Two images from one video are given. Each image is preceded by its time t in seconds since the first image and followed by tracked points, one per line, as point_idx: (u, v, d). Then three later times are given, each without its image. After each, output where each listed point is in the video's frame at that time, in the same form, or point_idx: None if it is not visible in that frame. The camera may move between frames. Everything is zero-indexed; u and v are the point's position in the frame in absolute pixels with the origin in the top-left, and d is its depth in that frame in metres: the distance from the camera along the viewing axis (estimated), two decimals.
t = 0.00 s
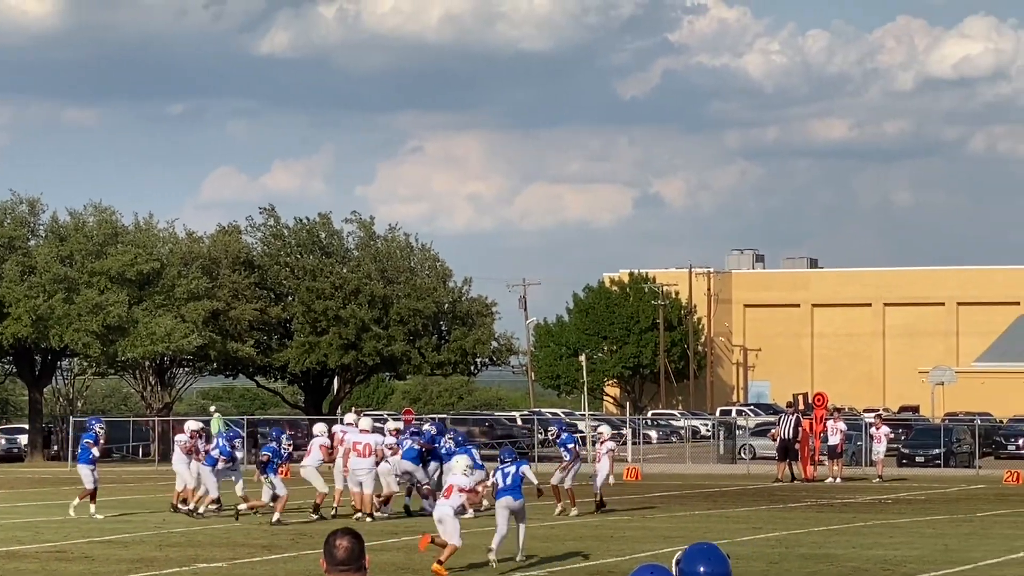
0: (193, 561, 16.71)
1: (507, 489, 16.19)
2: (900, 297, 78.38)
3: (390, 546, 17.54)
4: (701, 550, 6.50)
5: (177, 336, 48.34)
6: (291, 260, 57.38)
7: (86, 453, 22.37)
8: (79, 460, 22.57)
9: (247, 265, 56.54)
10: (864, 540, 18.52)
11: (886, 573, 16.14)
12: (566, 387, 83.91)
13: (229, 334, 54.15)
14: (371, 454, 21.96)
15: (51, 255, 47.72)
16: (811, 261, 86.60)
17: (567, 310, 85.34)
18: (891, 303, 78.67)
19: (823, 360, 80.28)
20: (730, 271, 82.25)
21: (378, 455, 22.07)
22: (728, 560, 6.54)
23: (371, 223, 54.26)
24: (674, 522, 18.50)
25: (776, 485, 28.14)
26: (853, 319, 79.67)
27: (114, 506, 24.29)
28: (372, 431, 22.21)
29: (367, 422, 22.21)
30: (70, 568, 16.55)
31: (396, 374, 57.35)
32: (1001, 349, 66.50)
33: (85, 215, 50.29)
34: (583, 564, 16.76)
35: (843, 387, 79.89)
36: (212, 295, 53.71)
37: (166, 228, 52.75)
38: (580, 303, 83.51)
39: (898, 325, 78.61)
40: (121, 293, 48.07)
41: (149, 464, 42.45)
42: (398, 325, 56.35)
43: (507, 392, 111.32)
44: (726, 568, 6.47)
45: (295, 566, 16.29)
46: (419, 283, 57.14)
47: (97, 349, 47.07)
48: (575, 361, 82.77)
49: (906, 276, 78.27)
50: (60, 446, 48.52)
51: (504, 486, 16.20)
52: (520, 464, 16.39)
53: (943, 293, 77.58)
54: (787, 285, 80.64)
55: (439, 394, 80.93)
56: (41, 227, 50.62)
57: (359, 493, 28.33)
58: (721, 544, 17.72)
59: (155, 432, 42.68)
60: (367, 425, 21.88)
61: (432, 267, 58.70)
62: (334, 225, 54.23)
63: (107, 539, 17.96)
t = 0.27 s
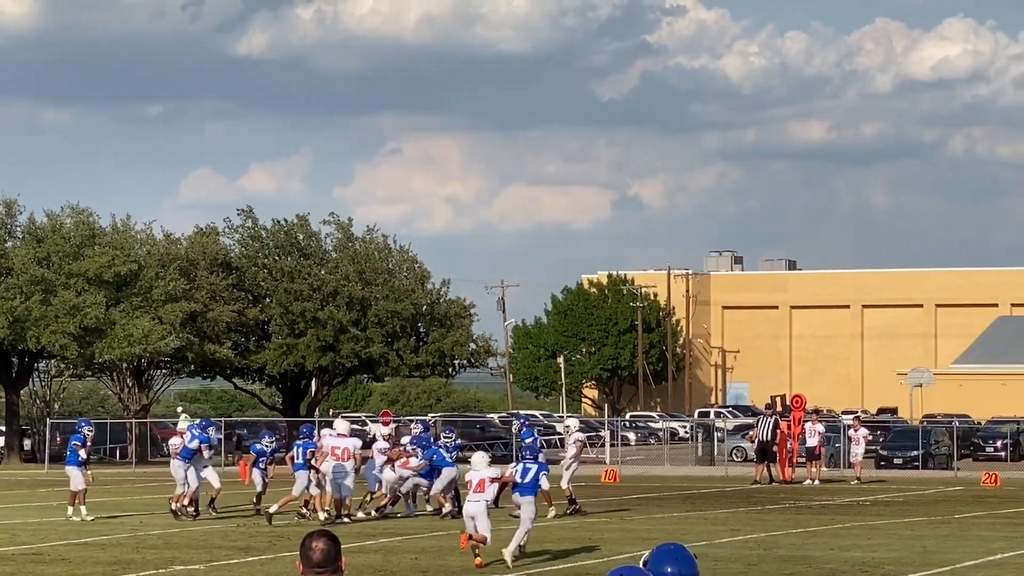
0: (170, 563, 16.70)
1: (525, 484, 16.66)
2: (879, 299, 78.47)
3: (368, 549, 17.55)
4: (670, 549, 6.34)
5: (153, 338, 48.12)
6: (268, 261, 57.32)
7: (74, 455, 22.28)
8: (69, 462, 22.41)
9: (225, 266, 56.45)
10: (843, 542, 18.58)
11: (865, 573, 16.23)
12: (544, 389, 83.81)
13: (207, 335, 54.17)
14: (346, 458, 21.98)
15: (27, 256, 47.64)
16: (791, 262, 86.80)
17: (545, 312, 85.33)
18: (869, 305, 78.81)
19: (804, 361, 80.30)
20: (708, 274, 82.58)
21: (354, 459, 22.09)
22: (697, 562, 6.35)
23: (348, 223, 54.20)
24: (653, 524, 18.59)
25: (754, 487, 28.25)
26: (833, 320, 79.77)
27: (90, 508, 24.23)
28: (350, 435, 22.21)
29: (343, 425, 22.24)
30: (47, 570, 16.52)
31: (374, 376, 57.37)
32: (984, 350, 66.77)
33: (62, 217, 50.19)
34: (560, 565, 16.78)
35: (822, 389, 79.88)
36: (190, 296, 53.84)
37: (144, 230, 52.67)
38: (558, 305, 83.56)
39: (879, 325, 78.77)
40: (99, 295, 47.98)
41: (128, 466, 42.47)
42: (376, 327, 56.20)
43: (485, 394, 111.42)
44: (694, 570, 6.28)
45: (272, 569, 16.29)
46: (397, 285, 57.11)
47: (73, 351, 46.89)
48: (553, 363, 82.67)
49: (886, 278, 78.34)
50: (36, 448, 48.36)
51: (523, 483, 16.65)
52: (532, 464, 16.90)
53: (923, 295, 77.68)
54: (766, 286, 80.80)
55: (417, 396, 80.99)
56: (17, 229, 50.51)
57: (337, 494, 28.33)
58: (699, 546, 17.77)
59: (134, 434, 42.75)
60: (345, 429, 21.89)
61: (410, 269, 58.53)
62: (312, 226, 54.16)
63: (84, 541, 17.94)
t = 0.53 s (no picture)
0: (151, 564, 16.66)
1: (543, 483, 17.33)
2: (859, 299, 78.78)
3: (349, 549, 17.55)
4: (653, 549, 6.35)
5: (134, 339, 47.86)
6: (249, 262, 57.27)
7: (69, 454, 22.23)
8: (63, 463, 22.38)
9: (205, 267, 56.29)
10: (823, 542, 18.66)
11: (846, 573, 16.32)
12: (525, 390, 83.92)
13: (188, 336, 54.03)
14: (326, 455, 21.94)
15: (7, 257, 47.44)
16: (771, 263, 87.15)
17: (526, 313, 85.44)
18: (850, 306, 79.12)
19: (783, 362, 80.63)
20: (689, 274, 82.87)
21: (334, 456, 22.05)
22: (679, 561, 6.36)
23: (330, 224, 54.08)
24: (633, 525, 18.69)
25: (735, 488, 28.34)
26: (814, 322, 80.07)
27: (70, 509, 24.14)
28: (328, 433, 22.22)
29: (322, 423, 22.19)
30: (28, 570, 16.47)
31: (355, 377, 57.30)
32: (962, 351, 67.13)
33: (42, 217, 49.98)
34: (541, 566, 16.80)
35: (801, 389, 80.21)
36: (171, 297, 53.69)
37: (125, 230, 52.47)
38: (539, 306, 83.68)
39: (858, 326, 79.10)
40: (79, 296, 47.77)
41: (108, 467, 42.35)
42: (356, 328, 56.31)
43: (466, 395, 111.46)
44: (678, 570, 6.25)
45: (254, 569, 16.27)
46: (378, 286, 57.08)
47: (54, 351, 46.64)
48: (534, 364, 82.81)
49: (865, 278, 78.69)
50: (15, 449, 48.10)
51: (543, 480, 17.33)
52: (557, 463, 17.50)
53: (901, 295, 78.06)
54: (747, 286, 81.12)
55: (398, 397, 81.02)
56: None
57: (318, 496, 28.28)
58: (680, 546, 17.83)
59: (115, 435, 42.67)
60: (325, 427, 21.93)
61: (391, 270, 58.57)
62: (293, 227, 54.02)
63: (65, 542, 17.89)
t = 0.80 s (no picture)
0: (136, 564, 16.64)
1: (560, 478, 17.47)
2: (843, 299, 79.02)
3: (334, 549, 17.56)
4: (645, 549, 6.38)
5: (119, 339, 47.72)
6: (234, 262, 57.12)
7: (70, 455, 22.31)
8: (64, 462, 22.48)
9: (191, 267, 56.19)
10: (809, 542, 18.73)
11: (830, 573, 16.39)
12: (510, 390, 83.97)
13: (173, 336, 53.96)
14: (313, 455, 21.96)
15: None
16: (756, 263, 87.38)
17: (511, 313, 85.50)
18: (834, 306, 79.37)
19: (768, 362, 80.85)
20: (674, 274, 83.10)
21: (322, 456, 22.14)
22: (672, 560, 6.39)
23: (315, 223, 53.99)
24: (618, 525, 18.75)
25: (720, 489, 28.43)
26: (797, 322, 80.32)
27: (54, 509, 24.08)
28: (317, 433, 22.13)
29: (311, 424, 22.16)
30: (13, 570, 16.45)
31: (340, 376, 57.27)
32: (945, 351, 67.37)
33: (27, 217, 49.85)
34: (526, 566, 16.85)
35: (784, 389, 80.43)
36: (155, 297, 53.59)
37: (110, 230, 52.37)
38: (524, 305, 83.73)
39: (842, 326, 79.36)
40: (64, 296, 47.64)
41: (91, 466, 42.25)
42: (342, 328, 56.29)
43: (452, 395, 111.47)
44: (670, 570, 6.27)
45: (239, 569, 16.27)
46: (363, 286, 57.06)
47: (38, 351, 46.75)
48: (518, 364, 82.90)
49: (849, 278, 78.94)
50: None
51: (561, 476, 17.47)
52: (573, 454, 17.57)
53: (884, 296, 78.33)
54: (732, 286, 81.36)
55: (383, 397, 81.00)
56: None
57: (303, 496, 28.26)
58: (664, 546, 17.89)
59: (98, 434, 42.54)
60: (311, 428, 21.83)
61: (376, 270, 58.52)
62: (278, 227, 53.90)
63: (50, 542, 17.85)
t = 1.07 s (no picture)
0: (127, 563, 16.63)
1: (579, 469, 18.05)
2: (833, 299, 79.18)
3: (326, 549, 17.56)
4: (642, 548, 6.52)
5: (109, 338, 47.61)
6: (225, 262, 57.05)
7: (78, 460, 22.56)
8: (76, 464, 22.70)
9: (181, 266, 56.13)
10: (799, 542, 18.80)
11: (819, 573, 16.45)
12: (500, 390, 83.95)
13: (163, 335, 53.91)
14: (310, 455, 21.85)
15: None
16: (746, 263, 87.56)
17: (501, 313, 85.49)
18: (824, 305, 79.53)
19: (758, 361, 80.99)
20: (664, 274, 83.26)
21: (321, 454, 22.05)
22: (668, 559, 6.53)
23: (305, 223, 53.93)
24: (609, 525, 18.78)
25: (711, 489, 28.53)
26: (787, 322, 80.49)
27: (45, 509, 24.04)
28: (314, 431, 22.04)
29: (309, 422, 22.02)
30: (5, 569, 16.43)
31: (331, 376, 57.22)
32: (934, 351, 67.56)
33: (17, 216, 49.76)
34: (517, 566, 16.88)
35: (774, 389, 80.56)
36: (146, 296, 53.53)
37: (100, 230, 52.29)
38: (515, 305, 83.74)
39: (831, 326, 79.51)
40: (54, 295, 47.52)
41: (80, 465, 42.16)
42: (332, 328, 56.28)
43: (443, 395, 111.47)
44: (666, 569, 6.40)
45: (230, 569, 16.27)
46: (353, 285, 57.05)
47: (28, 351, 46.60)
48: (509, 363, 82.93)
49: (839, 278, 79.11)
50: None
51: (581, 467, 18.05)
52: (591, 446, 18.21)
53: (873, 296, 78.53)
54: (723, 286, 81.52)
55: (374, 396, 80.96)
56: None
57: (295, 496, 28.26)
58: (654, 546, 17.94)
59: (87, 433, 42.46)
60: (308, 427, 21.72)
61: (367, 270, 58.49)
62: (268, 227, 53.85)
63: (41, 541, 17.83)
